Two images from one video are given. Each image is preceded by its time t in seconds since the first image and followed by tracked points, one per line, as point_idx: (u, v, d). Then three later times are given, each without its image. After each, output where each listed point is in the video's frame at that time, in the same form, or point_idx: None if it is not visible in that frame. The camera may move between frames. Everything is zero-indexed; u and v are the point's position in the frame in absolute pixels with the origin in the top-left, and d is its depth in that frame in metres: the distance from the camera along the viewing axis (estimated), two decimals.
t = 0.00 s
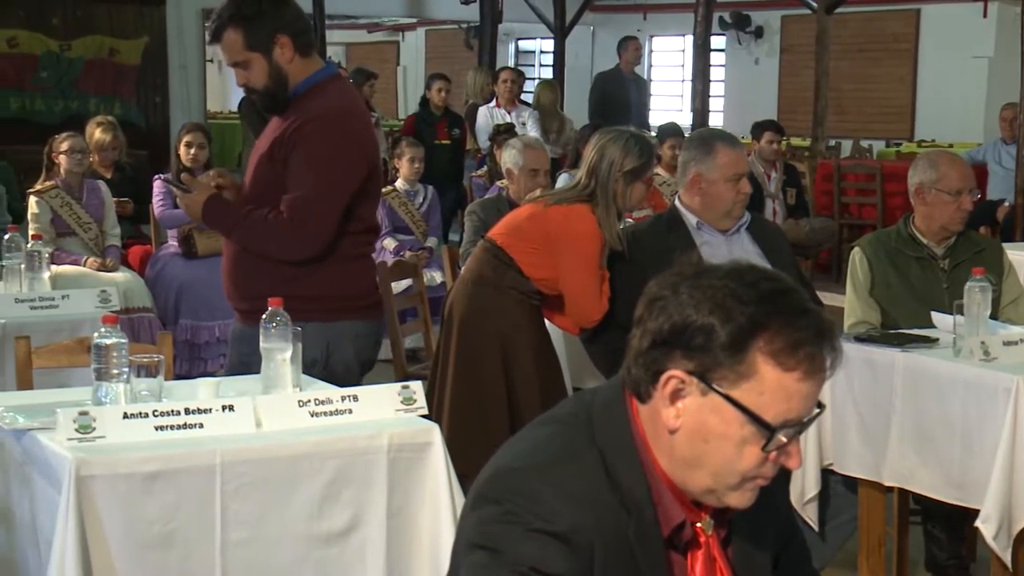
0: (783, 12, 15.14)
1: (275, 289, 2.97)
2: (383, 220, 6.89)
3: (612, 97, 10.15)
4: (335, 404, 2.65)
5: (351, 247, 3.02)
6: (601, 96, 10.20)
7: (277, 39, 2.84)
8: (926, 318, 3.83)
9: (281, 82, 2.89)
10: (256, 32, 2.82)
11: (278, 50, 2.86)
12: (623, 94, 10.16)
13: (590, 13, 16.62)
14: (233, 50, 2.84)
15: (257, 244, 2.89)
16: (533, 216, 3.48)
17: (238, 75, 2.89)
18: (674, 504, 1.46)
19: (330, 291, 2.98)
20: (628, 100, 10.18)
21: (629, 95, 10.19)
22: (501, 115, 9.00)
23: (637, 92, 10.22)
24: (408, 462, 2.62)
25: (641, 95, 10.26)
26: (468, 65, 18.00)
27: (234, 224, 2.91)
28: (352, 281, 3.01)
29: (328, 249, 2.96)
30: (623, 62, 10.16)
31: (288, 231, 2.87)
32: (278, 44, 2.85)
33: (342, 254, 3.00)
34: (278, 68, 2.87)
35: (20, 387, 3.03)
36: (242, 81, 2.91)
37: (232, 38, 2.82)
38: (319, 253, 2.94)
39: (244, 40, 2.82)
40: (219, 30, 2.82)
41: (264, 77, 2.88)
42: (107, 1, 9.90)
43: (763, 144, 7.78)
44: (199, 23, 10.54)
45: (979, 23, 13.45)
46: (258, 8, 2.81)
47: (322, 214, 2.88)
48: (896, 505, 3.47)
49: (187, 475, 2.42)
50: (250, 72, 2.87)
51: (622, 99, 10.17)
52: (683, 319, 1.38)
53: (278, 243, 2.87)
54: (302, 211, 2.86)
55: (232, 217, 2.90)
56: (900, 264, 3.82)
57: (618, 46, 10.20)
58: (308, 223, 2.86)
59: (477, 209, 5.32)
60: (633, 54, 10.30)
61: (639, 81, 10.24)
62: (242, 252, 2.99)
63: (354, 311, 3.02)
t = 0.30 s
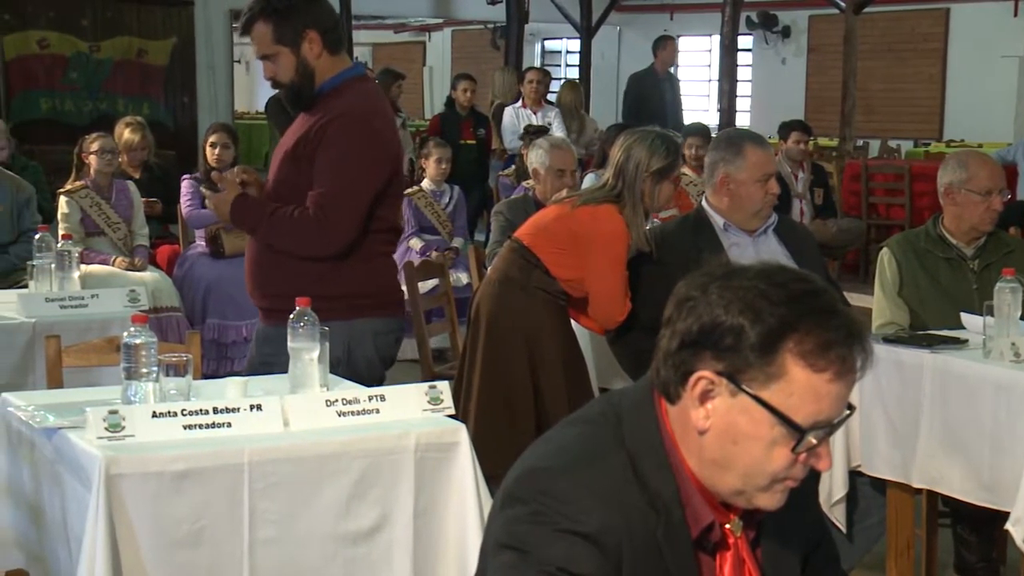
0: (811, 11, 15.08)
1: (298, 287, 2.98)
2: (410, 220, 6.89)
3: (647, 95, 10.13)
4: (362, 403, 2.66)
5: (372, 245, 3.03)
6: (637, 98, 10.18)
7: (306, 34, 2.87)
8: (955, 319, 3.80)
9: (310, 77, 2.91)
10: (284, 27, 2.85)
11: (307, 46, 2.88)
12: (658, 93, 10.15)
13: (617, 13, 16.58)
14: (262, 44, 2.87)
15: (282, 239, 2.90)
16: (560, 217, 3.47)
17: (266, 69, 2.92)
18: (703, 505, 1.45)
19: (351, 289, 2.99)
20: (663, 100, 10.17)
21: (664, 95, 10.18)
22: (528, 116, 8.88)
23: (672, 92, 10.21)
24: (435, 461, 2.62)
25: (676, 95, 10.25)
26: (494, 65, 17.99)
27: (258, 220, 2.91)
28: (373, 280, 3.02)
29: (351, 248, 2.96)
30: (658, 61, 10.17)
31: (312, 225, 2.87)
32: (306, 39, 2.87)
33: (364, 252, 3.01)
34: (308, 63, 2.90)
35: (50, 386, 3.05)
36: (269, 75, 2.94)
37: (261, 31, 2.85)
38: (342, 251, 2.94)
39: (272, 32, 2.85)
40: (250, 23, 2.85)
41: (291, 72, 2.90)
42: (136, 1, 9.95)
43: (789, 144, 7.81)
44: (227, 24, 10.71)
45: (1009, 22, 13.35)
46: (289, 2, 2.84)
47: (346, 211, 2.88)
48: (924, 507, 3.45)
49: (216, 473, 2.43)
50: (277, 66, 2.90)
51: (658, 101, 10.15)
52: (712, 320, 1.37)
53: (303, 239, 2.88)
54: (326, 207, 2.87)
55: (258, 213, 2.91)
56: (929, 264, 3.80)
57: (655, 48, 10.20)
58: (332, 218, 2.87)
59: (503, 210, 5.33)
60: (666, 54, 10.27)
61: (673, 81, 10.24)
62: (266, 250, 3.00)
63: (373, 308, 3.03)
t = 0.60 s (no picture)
0: (842, 11, 15.03)
1: (309, 281, 3.02)
2: (438, 221, 6.89)
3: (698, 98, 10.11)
4: (393, 403, 2.67)
5: (377, 239, 3.08)
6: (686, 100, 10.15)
7: (322, 29, 2.92)
8: (988, 320, 3.77)
9: (320, 66, 2.95)
10: (302, 20, 2.90)
11: (322, 40, 2.93)
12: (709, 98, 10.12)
13: (646, 13, 16.54)
14: (279, 33, 2.91)
15: (294, 233, 2.95)
16: (589, 217, 3.46)
17: (279, 57, 2.96)
18: (734, 506, 1.45)
19: (359, 282, 3.04)
20: (713, 102, 10.13)
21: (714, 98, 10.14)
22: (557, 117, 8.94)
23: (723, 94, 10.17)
24: (465, 461, 2.62)
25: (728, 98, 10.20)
26: (524, 66, 17.99)
27: (272, 214, 2.96)
28: (378, 274, 3.07)
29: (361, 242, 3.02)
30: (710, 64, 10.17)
31: (324, 220, 2.92)
32: (323, 33, 2.92)
33: (371, 247, 3.06)
34: (319, 54, 2.94)
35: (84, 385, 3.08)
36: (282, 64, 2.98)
37: (280, 21, 2.90)
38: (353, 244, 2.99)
39: (290, 23, 2.89)
40: (269, 12, 2.89)
41: (304, 62, 2.94)
42: (168, 3, 10.00)
43: (820, 144, 7.79)
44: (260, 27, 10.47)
45: None
46: None
47: (358, 205, 2.93)
48: (957, 510, 3.43)
49: (248, 472, 2.44)
50: (291, 57, 2.94)
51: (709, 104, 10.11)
52: (743, 320, 1.37)
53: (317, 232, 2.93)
54: (338, 201, 2.92)
55: (271, 207, 2.96)
56: (962, 265, 3.78)
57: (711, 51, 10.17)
58: (344, 213, 2.92)
59: (533, 210, 5.33)
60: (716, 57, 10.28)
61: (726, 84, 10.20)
62: (277, 244, 3.04)
63: (380, 299, 3.08)
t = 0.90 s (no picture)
0: (873, 10, 14.94)
1: (309, 272, 3.04)
2: (467, 221, 6.90)
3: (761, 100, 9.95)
4: (423, 403, 2.67)
5: (373, 229, 3.11)
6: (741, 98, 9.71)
7: (308, 21, 2.94)
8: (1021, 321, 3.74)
9: (302, 57, 2.97)
10: (288, 13, 2.91)
11: (307, 31, 2.95)
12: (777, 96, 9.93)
13: (677, 13, 16.48)
14: (264, 22, 2.92)
15: (294, 224, 2.95)
16: (618, 218, 3.45)
17: (263, 47, 2.96)
18: (767, 507, 1.44)
19: (356, 272, 3.06)
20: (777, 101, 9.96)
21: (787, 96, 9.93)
22: (585, 117, 9.00)
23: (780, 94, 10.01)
24: (496, 461, 2.63)
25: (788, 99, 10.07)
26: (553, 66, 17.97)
27: (270, 207, 2.95)
28: (374, 266, 3.11)
29: (359, 231, 3.05)
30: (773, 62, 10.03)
31: (326, 209, 2.93)
32: (308, 25, 2.94)
33: (367, 238, 3.09)
34: (304, 46, 2.96)
35: (117, 384, 3.10)
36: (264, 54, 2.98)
37: (266, 12, 2.91)
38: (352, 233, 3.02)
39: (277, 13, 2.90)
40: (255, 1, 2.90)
41: (288, 53, 2.96)
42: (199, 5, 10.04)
43: (851, 144, 7.73)
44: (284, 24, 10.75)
45: None
46: None
47: (357, 192, 2.96)
48: (991, 512, 3.41)
49: (279, 472, 2.45)
50: (275, 47, 2.95)
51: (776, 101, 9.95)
52: (779, 322, 1.36)
53: (319, 222, 2.94)
54: (337, 189, 2.94)
55: (269, 201, 2.95)
56: (996, 265, 3.75)
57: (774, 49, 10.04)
58: (344, 200, 2.94)
59: (563, 210, 5.31)
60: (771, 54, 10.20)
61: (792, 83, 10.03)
62: (274, 237, 3.04)
63: (372, 297, 3.13)
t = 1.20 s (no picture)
0: (910, 10, 14.85)
1: (331, 272, 3.08)
2: (502, 221, 6.89)
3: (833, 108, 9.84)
4: (459, 403, 2.67)
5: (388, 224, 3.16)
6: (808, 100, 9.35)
7: (284, 31, 2.98)
8: None
9: (289, 71, 3.01)
10: (265, 26, 2.94)
11: (285, 43, 2.99)
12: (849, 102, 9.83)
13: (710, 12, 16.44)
14: (242, 47, 2.95)
15: (315, 226, 2.99)
16: (656, 218, 3.44)
17: (246, 71, 3.00)
18: (805, 508, 1.43)
19: (378, 267, 3.11)
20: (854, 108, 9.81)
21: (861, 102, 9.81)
22: (620, 117, 9.20)
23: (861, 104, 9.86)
24: (532, 461, 2.63)
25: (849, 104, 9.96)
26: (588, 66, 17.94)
27: (289, 213, 3.00)
28: (394, 262, 3.15)
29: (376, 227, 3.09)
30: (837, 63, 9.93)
31: (345, 207, 2.98)
32: (285, 36, 2.98)
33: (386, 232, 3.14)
34: (286, 60, 3.00)
35: (155, 383, 3.12)
36: (249, 78, 3.03)
37: (238, 37, 2.93)
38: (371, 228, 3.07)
39: (255, 35, 2.94)
40: (228, 30, 2.93)
41: (273, 70, 3.00)
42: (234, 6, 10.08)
43: (889, 143, 7.69)
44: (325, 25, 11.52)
45: None
46: (266, 3, 2.93)
47: (372, 187, 3.01)
48: None
49: (315, 471, 2.45)
50: (259, 68, 2.99)
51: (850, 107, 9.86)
52: (819, 323, 1.35)
53: (341, 220, 2.98)
54: (353, 186, 2.99)
55: (288, 207, 3.00)
56: None
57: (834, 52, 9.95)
58: (362, 196, 2.99)
59: (597, 210, 5.28)
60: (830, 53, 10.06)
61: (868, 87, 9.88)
62: (292, 241, 3.08)
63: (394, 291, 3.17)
